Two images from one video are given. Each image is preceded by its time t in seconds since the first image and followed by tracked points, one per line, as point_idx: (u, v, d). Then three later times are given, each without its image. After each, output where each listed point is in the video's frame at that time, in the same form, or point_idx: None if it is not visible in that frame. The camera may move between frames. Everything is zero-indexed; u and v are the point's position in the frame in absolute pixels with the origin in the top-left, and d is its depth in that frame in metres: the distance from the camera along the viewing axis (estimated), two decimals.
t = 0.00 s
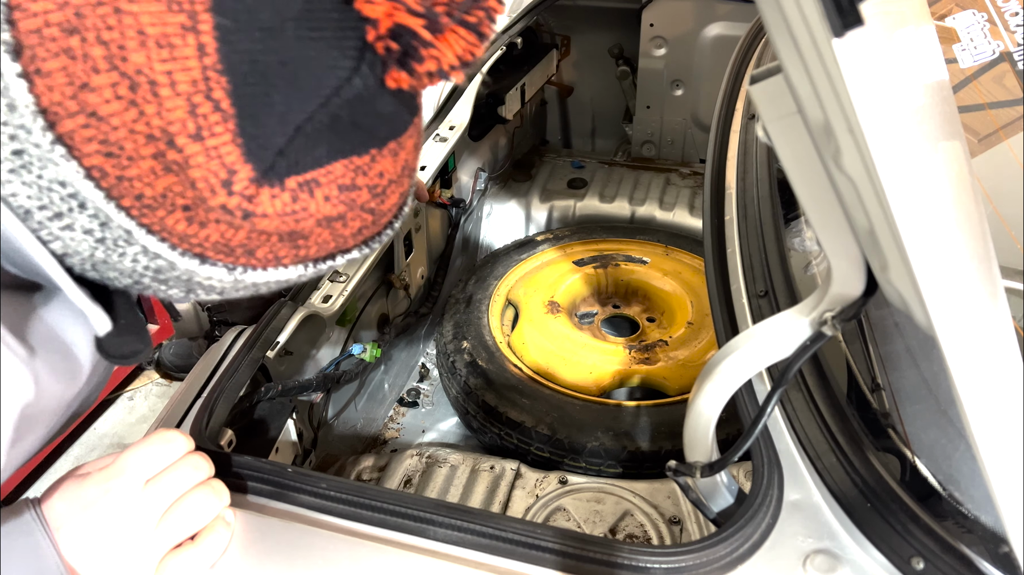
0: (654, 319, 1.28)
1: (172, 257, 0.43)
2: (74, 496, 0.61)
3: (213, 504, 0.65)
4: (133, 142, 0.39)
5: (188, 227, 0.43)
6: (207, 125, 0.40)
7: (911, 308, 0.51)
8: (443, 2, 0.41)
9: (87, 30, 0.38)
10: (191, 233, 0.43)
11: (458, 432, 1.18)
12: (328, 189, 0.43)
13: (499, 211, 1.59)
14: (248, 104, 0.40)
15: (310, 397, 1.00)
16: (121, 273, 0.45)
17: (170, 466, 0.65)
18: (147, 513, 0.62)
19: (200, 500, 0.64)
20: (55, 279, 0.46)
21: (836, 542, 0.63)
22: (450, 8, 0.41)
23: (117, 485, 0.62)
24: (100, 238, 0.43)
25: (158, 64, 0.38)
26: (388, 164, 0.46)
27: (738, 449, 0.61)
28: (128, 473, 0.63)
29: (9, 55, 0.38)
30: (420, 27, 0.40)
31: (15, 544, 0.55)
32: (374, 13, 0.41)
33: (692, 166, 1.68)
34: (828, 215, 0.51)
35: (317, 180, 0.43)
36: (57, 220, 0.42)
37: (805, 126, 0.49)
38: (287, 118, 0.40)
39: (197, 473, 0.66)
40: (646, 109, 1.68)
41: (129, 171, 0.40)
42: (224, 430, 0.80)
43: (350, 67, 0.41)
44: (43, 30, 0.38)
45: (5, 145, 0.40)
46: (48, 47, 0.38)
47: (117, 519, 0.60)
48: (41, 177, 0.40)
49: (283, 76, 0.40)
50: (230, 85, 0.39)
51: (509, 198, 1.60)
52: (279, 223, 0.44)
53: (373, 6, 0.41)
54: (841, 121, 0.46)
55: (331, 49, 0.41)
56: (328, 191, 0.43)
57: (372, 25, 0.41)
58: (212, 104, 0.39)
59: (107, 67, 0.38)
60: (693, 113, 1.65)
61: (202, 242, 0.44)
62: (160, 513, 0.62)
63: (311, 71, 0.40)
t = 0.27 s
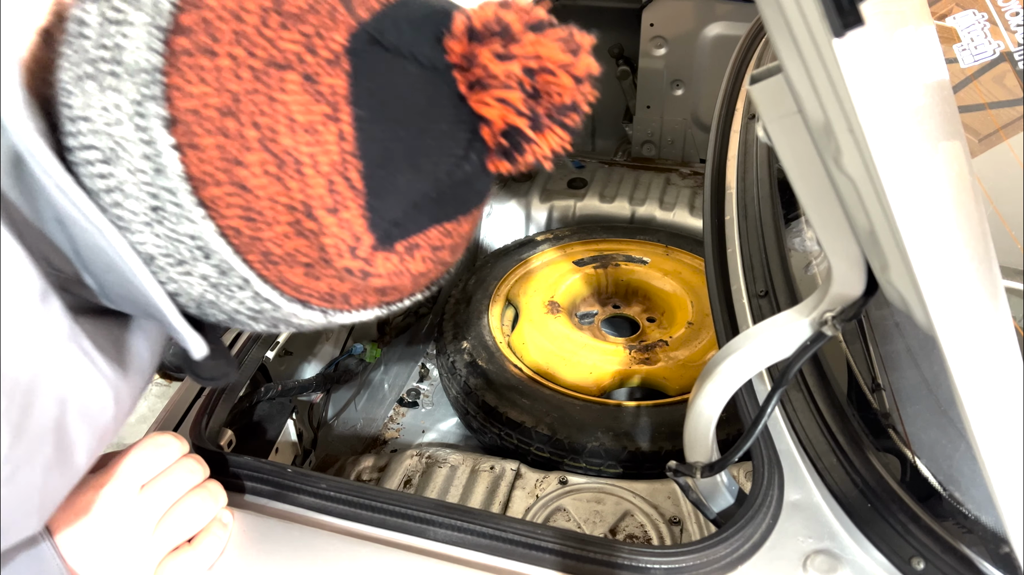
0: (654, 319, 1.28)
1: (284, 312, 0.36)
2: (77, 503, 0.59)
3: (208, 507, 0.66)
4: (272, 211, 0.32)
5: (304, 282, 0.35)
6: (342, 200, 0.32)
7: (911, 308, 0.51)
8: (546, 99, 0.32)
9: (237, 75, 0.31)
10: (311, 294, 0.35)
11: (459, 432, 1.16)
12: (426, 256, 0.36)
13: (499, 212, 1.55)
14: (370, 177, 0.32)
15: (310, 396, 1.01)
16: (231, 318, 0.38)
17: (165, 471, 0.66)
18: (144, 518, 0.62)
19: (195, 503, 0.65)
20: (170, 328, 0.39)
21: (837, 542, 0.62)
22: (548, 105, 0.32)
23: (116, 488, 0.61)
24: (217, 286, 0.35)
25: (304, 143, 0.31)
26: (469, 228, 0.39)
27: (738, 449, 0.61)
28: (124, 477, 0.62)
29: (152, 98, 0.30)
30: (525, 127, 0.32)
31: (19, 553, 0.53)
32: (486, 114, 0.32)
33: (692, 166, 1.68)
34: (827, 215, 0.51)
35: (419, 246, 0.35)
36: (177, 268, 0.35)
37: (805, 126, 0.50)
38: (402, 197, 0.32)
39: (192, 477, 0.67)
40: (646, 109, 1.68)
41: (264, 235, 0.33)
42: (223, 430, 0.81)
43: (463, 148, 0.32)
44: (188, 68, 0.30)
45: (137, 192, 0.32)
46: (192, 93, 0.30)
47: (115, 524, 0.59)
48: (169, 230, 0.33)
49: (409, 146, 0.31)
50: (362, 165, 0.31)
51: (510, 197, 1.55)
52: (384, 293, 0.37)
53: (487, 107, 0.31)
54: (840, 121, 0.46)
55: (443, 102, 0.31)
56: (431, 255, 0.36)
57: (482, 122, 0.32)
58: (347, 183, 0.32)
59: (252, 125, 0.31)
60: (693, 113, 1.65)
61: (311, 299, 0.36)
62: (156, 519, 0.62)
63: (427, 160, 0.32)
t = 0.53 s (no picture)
0: (654, 319, 1.27)
1: (348, 339, 0.49)
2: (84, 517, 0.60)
3: (208, 509, 0.65)
4: (361, 257, 0.44)
5: (375, 316, 0.47)
6: (426, 253, 0.44)
7: (912, 309, 0.50)
8: (608, 175, 0.42)
9: (344, 144, 0.42)
10: (373, 322, 0.48)
11: (458, 432, 1.17)
12: (482, 299, 0.49)
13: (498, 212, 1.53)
14: (451, 231, 0.44)
15: (310, 397, 1.00)
16: (309, 353, 0.53)
17: (167, 474, 0.65)
18: (144, 523, 0.62)
19: (197, 504, 0.65)
20: (239, 340, 0.50)
21: (838, 543, 0.62)
22: (614, 181, 0.42)
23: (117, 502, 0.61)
24: (291, 315, 0.48)
25: (397, 203, 0.42)
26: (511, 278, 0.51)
27: (738, 450, 0.61)
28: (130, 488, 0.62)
29: (268, 157, 0.42)
30: (590, 198, 0.42)
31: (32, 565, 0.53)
32: (559, 185, 0.42)
33: (692, 165, 1.68)
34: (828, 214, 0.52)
35: (478, 292, 0.48)
36: (259, 298, 0.47)
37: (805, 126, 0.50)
38: (475, 250, 0.44)
39: (192, 478, 0.66)
40: (646, 108, 1.69)
41: (346, 275, 0.44)
42: (222, 431, 0.82)
43: (530, 212, 0.44)
44: (304, 133, 0.42)
45: (242, 222, 0.43)
46: (304, 157, 0.42)
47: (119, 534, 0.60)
48: (261, 266, 0.45)
49: (484, 209, 0.43)
50: (444, 224, 0.43)
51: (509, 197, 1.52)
52: (445, 323, 0.49)
53: (559, 179, 0.42)
54: (841, 121, 0.45)
55: (515, 173, 0.43)
56: (480, 298, 0.49)
57: (556, 191, 0.43)
58: (431, 237, 0.43)
59: (353, 187, 0.42)
60: (693, 112, 1.65)
61: (373, 330, 0.49)
62: (156, 523, 0.62)
63: (499, 221, 0.44)
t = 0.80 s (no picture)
0: (655, 319, 1.24)
1: (387, 354, 0.52)
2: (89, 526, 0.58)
3: (205, 510, 0.65)
4: (410, 279, 0.46)
5: (416, 334, 0.51)
6: (472, 279, 0.46)
7: (913, 309, 0.50)
8: (646, 208, 0.45)
9: (400, 170, 0.44)
10: (413, 339, 0.51)
11: (458, 432, 1.17)
12: (517, 319, 0.53)
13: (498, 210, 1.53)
14: (497, 256, 0.46)
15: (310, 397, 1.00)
16: (345, 364, 0.56)
17: (170, 483, 0.64)
18: (142, 525, 0.60)
19: (196, 507, 0.64)
20: (281, 349, 0.53)
21: (838, 544, 0.62)
22: (651, 213, 0.45)
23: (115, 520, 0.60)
24: (334, 331, 0.51)
25: (448, 229, 0.45)
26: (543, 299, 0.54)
27: (738, 450, 0.61)
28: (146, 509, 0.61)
29: (326, 181, 0.44)
30: (628, 229, 0.45)
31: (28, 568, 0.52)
32: (600, 216, 0.45)
33: (693, 165, 1.68)
34: (828, 214, 0.51)
35: (515, 313, 0.51)
36: (305, 312, 0.50)
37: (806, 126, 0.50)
38: (517, 274, 0.47)
39: (190, 481, 0.66)
40: (646, 107, 1.69)
41: (394, 295, 0.47)
42: (222, 431, 0.82)
43: (570, 240, 0.47)
44: (362, 158, 0.44)
45: (297, 240, 0.46)
46: (361, 181, 0.44)
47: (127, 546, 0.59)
48: (311, 283, 0.48)
49: (528, 236, 0.46)
50: (492, 250, 0.45)
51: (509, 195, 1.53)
52: (483, 342, 0.53)
53: (600, 211, 0.45)
54: (842, 121, 0.45)
55: (559, 204, 0.45)
56: (515, 319, 0.52)
57: (597, 220, 0.46)
58: (477, 262, 0.46)
59: (407, 214, 0.44)
60: (693, 112, 1.64)
61: (412, 347, 0.52)
62: (153, 525, 0.61)
63: (542, 248, 0.46)
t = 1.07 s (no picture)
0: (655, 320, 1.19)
1: (421, 372, 0.60)
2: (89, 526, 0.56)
3: (207, 512, 0.64)
4: (451, 306, 0.53)
5: (451, 354, 0.58)
6: (510, 307, 0.53)
7: (913, 309, 0.50)
8: (673, 247, 0.52)
9: (448, 209, 0.50)
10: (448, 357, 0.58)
11: (458, 432, 1.17)
12: (543, 342, 0.61)
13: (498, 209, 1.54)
14: (534, 287, 0.52)
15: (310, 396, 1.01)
16: (379, 377, 0.63)
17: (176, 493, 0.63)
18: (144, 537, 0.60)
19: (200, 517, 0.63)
20: (320, 364, 0.59)
21: (838, 544, 0.62)
22: (678, 252, 0.52)
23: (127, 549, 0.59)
24: (374, 352, 0.58)
25: (490, 263, 0.51)
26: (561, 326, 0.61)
27: (738, 450, 0.61)
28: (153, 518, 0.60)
29: (378, 217, 0.50)
30: (657, 266, 0.52)
31: None
32: (632, 254, 0.52)
33: (693, 165, 1.68)
34: (829, 214, 0.52)
35: (540, 336, 0.58)
36: (347, 333, 0.57)
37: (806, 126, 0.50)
38: (548, 304, 0.54)
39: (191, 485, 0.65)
40: (646, 108, 1.68)
41: (435, 320, 0.54)
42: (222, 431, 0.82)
43: (601, 275, 0.54)
44: (413, 197, 0.50)
45: (347, 269, 0.52)
46: (410, 218, 0.50)
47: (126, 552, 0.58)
48: (358, 307, 0.54)
49: (563, 270, 0.52)
50: (529, 282, 0.52)
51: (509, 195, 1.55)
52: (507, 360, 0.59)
53: (633, 249, 0.52)
54: (842, 121, 0.45)
55: (591, 242, 0.52)
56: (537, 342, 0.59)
57: (629, 257, 0.53)
58: (515, 293, 0.52)
59: (452, 248, 0.50)
60: (693, 111, 1.64)
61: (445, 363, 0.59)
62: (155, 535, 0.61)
63: (575, 282, 0.53)
